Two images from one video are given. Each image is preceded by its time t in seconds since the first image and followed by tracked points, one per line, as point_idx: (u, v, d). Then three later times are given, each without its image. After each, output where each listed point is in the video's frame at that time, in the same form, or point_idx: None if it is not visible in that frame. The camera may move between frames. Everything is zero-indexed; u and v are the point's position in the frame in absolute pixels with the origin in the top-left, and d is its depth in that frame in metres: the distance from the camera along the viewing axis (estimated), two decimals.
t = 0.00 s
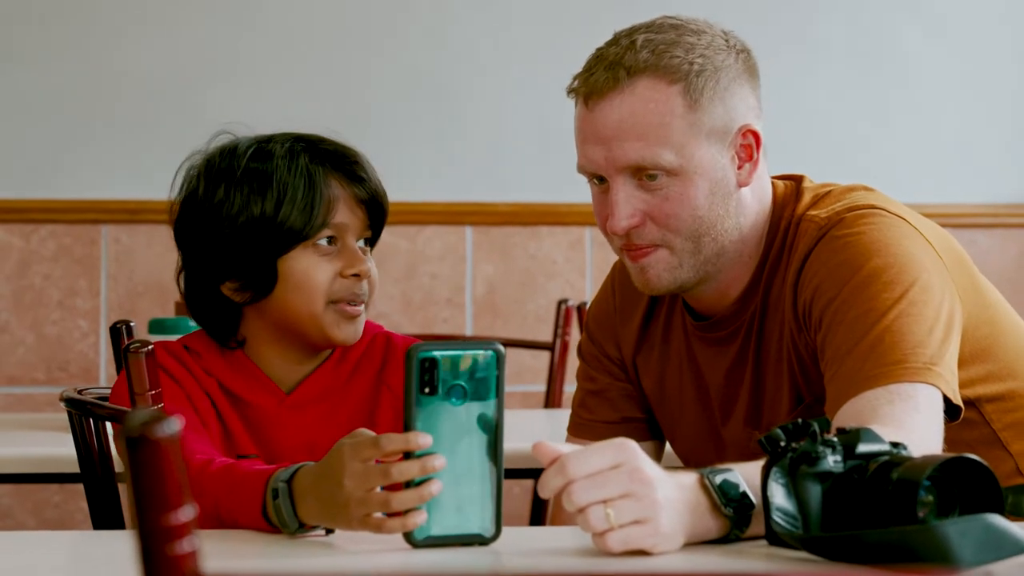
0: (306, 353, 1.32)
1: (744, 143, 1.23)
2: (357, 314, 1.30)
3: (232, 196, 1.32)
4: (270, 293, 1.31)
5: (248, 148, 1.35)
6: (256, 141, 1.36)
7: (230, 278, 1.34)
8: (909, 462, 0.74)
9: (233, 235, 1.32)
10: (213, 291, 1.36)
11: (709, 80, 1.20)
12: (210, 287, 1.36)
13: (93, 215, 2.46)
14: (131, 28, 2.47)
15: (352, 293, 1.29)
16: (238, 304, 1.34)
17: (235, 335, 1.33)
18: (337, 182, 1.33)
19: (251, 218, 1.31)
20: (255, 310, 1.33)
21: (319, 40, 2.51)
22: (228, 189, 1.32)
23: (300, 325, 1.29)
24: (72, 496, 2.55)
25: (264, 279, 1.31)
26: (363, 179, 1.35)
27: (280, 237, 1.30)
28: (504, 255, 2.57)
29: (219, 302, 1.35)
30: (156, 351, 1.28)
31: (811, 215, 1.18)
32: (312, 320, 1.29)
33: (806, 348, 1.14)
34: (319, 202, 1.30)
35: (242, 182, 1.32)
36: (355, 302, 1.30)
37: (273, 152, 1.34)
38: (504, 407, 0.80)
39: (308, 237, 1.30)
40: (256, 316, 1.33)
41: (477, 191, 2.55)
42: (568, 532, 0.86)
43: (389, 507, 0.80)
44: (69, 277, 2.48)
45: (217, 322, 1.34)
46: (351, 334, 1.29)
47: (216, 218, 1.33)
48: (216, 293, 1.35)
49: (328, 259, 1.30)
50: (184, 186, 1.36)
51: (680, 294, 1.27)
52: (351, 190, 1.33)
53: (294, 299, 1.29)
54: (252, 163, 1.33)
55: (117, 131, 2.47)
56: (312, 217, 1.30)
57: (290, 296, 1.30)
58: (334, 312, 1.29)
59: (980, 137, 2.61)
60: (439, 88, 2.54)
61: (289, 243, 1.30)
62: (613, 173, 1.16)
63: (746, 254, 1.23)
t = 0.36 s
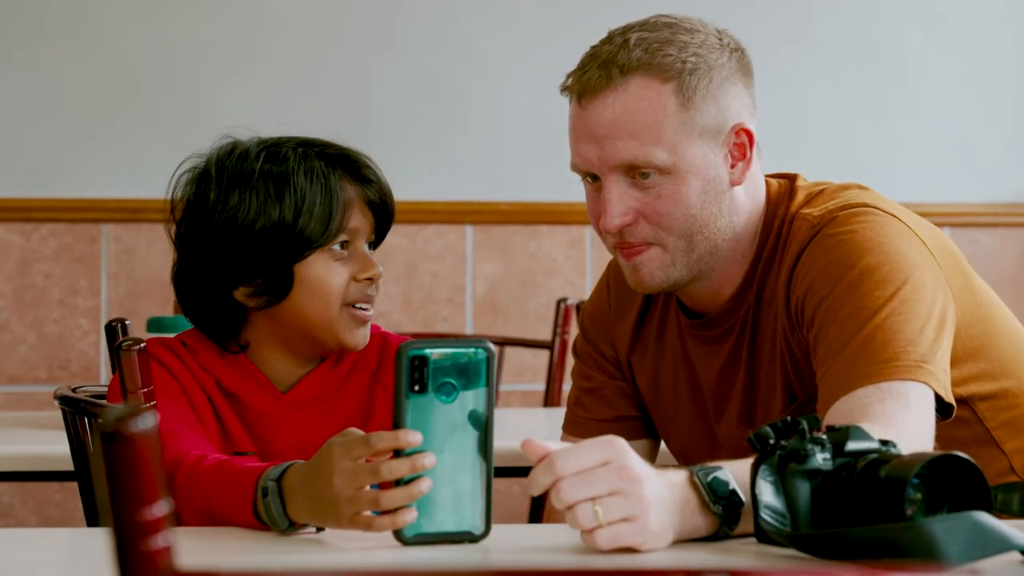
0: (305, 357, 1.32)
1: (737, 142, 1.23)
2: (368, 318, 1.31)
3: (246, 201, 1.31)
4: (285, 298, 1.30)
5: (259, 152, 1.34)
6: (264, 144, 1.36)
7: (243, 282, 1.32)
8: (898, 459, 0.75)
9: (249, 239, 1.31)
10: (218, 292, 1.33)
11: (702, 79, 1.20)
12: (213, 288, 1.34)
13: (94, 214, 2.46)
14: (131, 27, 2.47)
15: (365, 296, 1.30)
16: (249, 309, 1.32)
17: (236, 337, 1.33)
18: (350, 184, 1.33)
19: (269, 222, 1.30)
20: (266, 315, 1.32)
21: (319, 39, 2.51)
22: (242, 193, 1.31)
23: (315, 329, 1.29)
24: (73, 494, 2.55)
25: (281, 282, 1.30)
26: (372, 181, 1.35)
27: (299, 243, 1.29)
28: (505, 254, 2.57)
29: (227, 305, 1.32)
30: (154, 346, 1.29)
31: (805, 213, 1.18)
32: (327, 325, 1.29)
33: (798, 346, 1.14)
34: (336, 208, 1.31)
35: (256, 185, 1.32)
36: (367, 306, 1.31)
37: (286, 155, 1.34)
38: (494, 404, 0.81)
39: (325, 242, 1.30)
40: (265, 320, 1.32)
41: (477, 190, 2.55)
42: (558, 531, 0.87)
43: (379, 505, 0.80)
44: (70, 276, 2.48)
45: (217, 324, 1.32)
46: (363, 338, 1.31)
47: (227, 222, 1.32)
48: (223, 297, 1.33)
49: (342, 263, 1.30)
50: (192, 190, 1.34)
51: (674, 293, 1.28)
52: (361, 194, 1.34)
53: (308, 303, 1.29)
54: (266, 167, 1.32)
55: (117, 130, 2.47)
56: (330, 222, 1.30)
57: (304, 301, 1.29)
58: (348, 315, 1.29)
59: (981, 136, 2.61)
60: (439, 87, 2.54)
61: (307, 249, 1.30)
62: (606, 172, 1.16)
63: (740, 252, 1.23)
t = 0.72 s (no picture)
0: (298, 356, 1.33)
1: (731, 142, 1.23)
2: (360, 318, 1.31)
3: (239, 199, 1.31)
4: (278, 297, 1.30)
5: (253, 151, 1.34)
6: (258, 143, 1.36)
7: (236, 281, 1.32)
8: (886, 459, 0.75)
9: (242, 238, 1.31)
10: (210, 292, 1.33)
11: (695, 79, 1.20)
12: (207, 289, 1.33)
13: (95, 214, 2.46)
14: (132, 28, 2.47)
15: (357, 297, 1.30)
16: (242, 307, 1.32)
17: (231, 337, 1.33)
18: (343, 185, 1.34)
19: (261, 221, 1.30)
20: (258, 314, 1.32)
21: (319, 39, 2.51)
22: (235, 191, 1.32)
23: (307, 329, 1.29)
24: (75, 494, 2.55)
25: (275, 280, 1.30)
26: (366, 182, 1.35)
27: (292, 242, 1.30)
28: (505, 253, 2.57)
29: (221, 305, 1.33)
30: (148, 344, 1.28)
31: (798, 213, 1.18)
32: (319, 326, 1.29)
33: (792, 345, 1.14)
34: (329, 207, 1.31)
35: (250, 184, 1.32)
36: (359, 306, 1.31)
37: (279, 155, 1.34)
38: (484, 401, 0.81)
39: (318, 241, 1.30)
40: (258, 319, 1.32)
41: (478, 190, 2.55)
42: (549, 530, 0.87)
43: (368, 505, 0.80)
44: (71, 276, 2.48)
45: (210, 324, 1.33)
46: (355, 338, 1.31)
47: (220, 221, 1.32)
48: (217, 297, 1.33)
49: (334, 264, 1.30)
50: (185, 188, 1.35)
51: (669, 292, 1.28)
52: (355, 194, 1.34)
53: (301, 303, 1.29)
54: (260, 166, 1.33)
55: (118, 130, 2.47)
56: (323, 221, 1.30)
57: (297, 300, 1.29)
58: (340, 316, 1.29)
59: (981, 135, 2.61)
60: (439, 87, 2.54)
61: (300, 248, 1.30)
62: (600, 172, 1.16)
63: (734, 252, 1.24)
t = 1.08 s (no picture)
0: (294, 356, 1.33)
1: (730, 142, 1.23)
2: (340, 321, 1.30)
3: (228, 191, 1.34)
4: (256, 292, 1.32)
5: (252, 147, 1.36)
6: (262, 140, 1.38)
7: (219, 273, 1.34)
8: (881, 458, 0.75)
9: (226, 231, 1.33)
10: (203, 283, 1.36)
11: (694, 80, 1.20)
12: (199, 277, 1.36)
13: (102, 214, 2.47)
14: (138, 29, 2.48)
15: (336, 299, 1.30)
16: (228, 299, 1.34)
17: (233, 332, 1.33)
18: (332, 188, 1.34)
19: (243, 216, 1.32)
20: (245, 308, 1.33)
21: (322, 39, 2.51)
22: (224, 183, 1.34)
23: (283, 324, 1.30)
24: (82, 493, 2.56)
25: (251, 276, 1.31)
26: (360, 188, 1.35)
27: (270, 238, 1.31)
28: (511, 253, 2.57)
29: (208, 296, 1.35)
30: (152, 342, 1.28)
31: (797, 213, 1.18)
32: (296, 324, 1.29)
33: (791, 345, 1.14)
34: (309, 204, 1.31)
35: (240, 178, 1.34)
36: (341, 308, 1.30)
37: (274, 153, 1.35)
38: (481, 401, 0.81)
39: (297, 239, 1.31)
40: (245, 314, 1.33)
41: (483, 190, 2.56)
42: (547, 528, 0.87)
43: (365, 503, 0.80)
44: (78, 276, 2.49)
45: (212, 320, 1.33)
46: (333, 341, 1.30)
47: (211, 210, 1.35)
48: (207, 286, 1.36)
49: (315, 264, 1.31)
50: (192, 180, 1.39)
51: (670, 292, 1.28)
52: (345, 197, 1.34)
53: (279, 300, 1.30)
54: (251, 162, 1.34)
55: (125, 131, 2.48)
56: (302, 218, 1.31)
57: (277, 296, 1.31)
58: (317, 315, 1.30)
59: (988, 135, 2.60)
60: (444, 88, 2.54)
61: (277, 243, 1.31)
62: (599, 173, 1.17)
63: (734, 252, 1.24)
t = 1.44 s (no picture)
0: (309, 354, 1.33)
1: (737, 142, 1.23)
2: (354, 318, 1.30)
3: (245, 189, 1.35)
4: (270, 287, 1.33)
5: (269, 145, 1.37)
6: (279, 138, 1.39)
7: (235, 269, 1.35)
8: (884, 456, 0.75)
9: (242, 228, 1.34)
10: (221, 280, 1.37)
11: (700, 81, 1.21)
12: (216, 274, 1.38)
13: (117, 214, 2.48)
14: (152, 30, 2.49)
15: (350, 297, 1.30)
16: (244, 295, 1.35)
17: (248, 328, 1.34)
18: (348, 186, 1.34)
19: (258, 213, 1.33)
20: (260, 303, 1.34)
21: (333, 39, 2.52)
22: (241, 180, 1.35)
23: (296, 320, 1.31)
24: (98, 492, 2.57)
25: (266, 272, 1.32)
26: (375, 187, 1.35)
27: (285, 236, 1.31)
28: (525, 253, 2.57)
29: (225, 293, 1.35)
30: (167, 340, 1.30)
31: (804, 212, 1.18)
32: (310, 320, 1.30)
33: (798, 344, 1.14)
34: (323, 201, 1.31)
35: (256, 176, 1.35)
36: (355, 306, 1.30)
37: (290, 151, 1.36)
38: (485, 398, 0.81)
39: (311, 235, 1.31)
40: (261, 309, 1.34)
41: (497, 190, 2.56)
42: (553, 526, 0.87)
43: (370, 501, 0.81)
44: (94, 276, 2.50)
45: (228, 316, 1.34)
46: (347, 337, 1.30)
47: (228, 207, 1.36)
48: (223, 282, 1.37)
49: (330, 261, 1.31)
50: (212, 179, 1.40)
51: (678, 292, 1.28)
52: (360, 195, 1.34)
53: (292, 296, 1.31)
54: (268, 161, 1.35)
55: (140, 131, 2.49)
56: (315, 215, 1.31)
57: (290, 293, 1.31)
58: (330, 312, 1.30)
59: (1004, 134, 2.59)
60: (456, 88, 2.54)
61: (290, 240, 1.31)
62: (605, 174, 1.17)
63: (742, 252, 1.24)
